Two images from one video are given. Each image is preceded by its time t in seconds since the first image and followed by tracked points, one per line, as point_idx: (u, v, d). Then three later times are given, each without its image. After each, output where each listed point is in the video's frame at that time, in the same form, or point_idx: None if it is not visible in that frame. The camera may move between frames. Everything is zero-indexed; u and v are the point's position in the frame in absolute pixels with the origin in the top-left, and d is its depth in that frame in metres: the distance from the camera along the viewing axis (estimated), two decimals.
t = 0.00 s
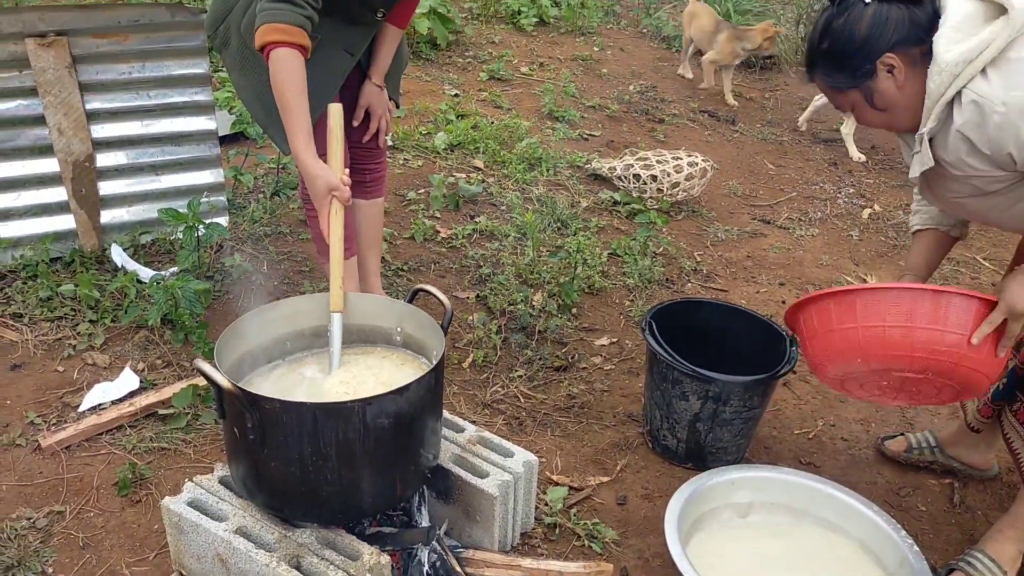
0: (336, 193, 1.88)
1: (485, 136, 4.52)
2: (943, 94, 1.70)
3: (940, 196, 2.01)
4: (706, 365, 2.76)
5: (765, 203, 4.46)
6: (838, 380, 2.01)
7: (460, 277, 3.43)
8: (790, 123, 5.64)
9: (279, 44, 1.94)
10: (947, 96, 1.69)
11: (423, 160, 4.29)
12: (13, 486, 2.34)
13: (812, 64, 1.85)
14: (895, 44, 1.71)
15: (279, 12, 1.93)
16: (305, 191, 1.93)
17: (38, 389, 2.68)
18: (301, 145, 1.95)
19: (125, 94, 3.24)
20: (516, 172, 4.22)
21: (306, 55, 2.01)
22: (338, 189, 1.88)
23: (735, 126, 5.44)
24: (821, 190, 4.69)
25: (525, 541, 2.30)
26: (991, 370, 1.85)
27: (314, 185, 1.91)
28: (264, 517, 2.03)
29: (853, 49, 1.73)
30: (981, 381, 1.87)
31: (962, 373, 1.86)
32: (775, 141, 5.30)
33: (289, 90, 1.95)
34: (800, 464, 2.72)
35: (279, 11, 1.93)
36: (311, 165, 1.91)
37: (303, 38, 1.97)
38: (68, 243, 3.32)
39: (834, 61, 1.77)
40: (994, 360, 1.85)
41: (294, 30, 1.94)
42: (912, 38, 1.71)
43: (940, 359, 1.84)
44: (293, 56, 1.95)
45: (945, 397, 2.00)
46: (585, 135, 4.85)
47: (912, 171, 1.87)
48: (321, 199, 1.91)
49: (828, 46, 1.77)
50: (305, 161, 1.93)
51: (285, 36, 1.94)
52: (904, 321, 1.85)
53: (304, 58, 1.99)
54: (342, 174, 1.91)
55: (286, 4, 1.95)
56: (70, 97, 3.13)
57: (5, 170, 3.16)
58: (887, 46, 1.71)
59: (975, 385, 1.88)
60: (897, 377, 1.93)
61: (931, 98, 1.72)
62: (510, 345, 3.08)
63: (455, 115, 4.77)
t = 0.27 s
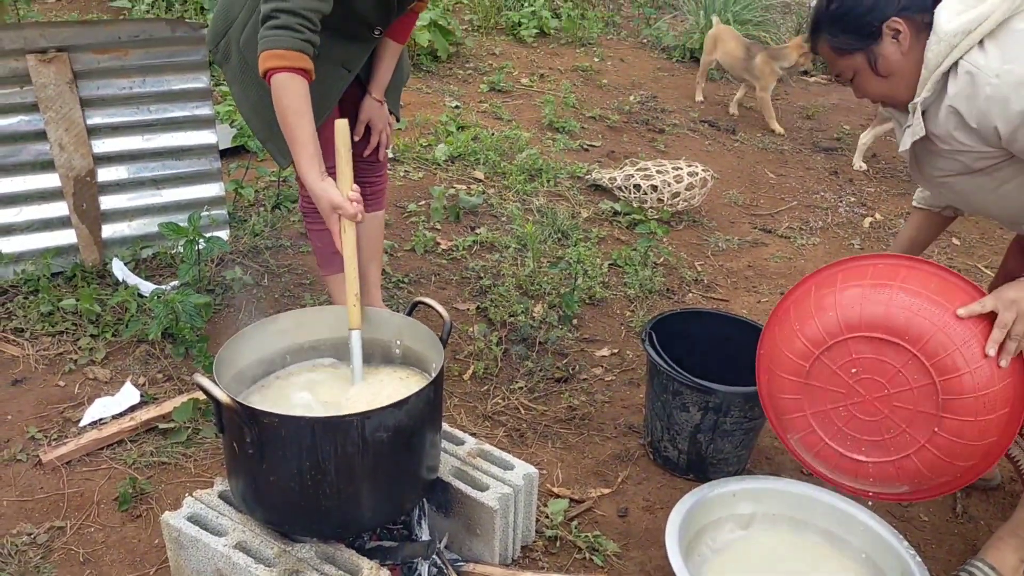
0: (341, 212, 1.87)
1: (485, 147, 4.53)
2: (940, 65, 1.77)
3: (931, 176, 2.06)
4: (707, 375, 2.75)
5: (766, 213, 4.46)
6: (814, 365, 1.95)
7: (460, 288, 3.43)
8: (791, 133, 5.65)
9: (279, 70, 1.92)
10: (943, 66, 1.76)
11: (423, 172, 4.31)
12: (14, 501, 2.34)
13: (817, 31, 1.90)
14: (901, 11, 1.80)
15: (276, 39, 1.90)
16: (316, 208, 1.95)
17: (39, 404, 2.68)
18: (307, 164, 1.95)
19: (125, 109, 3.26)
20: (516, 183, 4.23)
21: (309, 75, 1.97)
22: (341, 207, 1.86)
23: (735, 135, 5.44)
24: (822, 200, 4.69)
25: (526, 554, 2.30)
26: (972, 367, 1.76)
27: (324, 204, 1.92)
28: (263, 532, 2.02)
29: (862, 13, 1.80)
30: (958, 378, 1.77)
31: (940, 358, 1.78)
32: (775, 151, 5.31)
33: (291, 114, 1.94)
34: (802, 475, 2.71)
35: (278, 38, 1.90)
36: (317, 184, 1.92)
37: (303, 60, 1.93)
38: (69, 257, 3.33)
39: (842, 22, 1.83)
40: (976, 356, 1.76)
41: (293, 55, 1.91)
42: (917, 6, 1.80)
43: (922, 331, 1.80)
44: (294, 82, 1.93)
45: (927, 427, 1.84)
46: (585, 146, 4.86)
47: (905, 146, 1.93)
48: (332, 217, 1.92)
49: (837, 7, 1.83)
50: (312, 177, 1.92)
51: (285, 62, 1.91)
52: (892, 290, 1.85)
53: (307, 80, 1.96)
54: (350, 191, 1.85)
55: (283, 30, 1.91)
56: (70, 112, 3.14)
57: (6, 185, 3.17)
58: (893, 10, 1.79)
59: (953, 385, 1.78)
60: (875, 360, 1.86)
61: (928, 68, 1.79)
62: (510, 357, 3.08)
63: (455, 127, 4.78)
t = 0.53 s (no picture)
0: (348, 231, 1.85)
1: (487, 155, 4.52)
2: (958, 72, 1.74)
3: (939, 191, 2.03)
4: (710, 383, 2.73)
5: (769, 219, 4.45)
6: (795, 360, 1.87)
7: (461, 297, 3.42)
8: (794, 138, 5.63)
9: (285, 97, 1.92)
10: (962, 73, 1.73)
11: (425, 180, 4.30)
12: (13, 514, 2.33)
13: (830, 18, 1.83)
14: (922, 7, 1.74)
15: (280, 66, 1.90)
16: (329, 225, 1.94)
17: (39, 416, 2.68)
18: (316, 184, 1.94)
19: (126, 119, 3.26)
20: (518, 191, 4.22)
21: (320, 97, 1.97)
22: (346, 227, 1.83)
23: (738, 141, 5.43)
24: (826, 205, 4.67)
25: (527, 565, 2.28)
26: (945, 361, 1.63)
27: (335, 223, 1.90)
28: (262, 544, 2.01)
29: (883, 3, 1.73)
30: (928, 368, 1.64)
31: (912, 349, 1.66)
32: (778, 156, 5.29)
33: (300, 138, 1.94)
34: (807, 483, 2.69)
35: (284, 66, 1.90)
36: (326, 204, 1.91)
37: (309, 85, 1.92)
38: (70, 268, 3.33)
39: (860, 12, 1.76)
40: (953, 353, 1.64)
41: (295, 81, 1.90)
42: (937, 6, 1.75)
43: (900, 322, 1.71)
44: (301, 106, 1.92)
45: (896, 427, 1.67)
46: (587, 153, 4.85)
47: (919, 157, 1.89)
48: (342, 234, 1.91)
49: None
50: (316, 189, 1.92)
51: (291, 88, 1.91)
52: (886, 292, 1.78)
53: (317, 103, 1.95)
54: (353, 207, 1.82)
55: (288, 57, 1.90)
56: (70, 123, 3.14)
57: (6, 197, 3.18)
58: (914, 6, 1.74)
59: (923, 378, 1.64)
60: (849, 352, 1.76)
61: (945, 73, 1.76)
62: (512, 365, 3.06)
63: (457, 135, 4.77)
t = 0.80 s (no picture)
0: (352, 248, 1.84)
1: (492, 163, 4.52)
2: (981, 116, 1.65)
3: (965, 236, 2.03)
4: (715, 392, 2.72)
5: (776, 225, 4.43)
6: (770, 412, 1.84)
7: (466, 306, 3.42)
8: (801, 144, 5.61)
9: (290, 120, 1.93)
10: (985, 118, 1.65)
11: (430, 189, 4.30)
12: (16, 526, 2.34)
13: (839, 52, 1.73)
14: (940, 51, 1.63)
15: (283, 90, 1.91)
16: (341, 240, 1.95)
17: (44, 428, 2.69)
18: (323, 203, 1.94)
19: (130, 131, 3.28)
20: (523, 199, 4.22)
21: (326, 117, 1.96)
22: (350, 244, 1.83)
23: (744, 147, 5.41)
24: (833, 211, 4.65)
25: None
26: (900, 439, 1.60)
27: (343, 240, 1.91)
28: (264, 557, 2.01)
29: (897, 46, 1.63)
30: (883, 446, 1.61)
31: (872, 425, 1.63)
32: (785, 162, 5.27)
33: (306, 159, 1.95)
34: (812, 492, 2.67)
35: (286, 89, 1.91)
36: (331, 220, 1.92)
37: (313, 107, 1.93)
38: (75, 279, 3.34)
39: (873, 52, 1.65)
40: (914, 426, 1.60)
41: (298, 103, 1.91)
42: (958, 49, 1.64)
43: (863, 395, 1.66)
44: (305, 128, 1.93)
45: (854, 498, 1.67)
46: (593, 160, 4.85)
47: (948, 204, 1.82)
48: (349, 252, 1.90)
49: (871, 32, 1.65)
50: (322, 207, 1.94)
51: (295, 111, 1.92)
52: (853, 349, 1.73)
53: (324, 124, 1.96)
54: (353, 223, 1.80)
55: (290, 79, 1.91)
56: (75, 135, 3.17)
57: (12, 209, 3.20)
58: (931, 50, 1.63)
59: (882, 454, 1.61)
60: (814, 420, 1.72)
61: (968, 118, 1.67)
62: (516, 374, 3.06)
63: (462, 143, 4.78)
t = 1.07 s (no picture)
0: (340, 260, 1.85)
1: (502, 170, 4.52)
2: (1008, 149, 1.62)
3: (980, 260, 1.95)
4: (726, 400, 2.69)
5: (788, 230, 4.40)
6: (819, 494, 1.76)
7: (476, 312, 3.41)
8: (813, 148, 5.58)
9: (283, 133, 1.93)
10: (1013, 151, 1.61)
11: (440, 196, 4.31)
12: (28, 535, 2.35)
13: (852, 79, 1.73)
14: (954, 84, 1.61)
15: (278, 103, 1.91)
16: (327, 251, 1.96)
17: (55, 437, 2.70)
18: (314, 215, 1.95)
19: (141, 141, 3.30)
20: (533, 205, 4.21)
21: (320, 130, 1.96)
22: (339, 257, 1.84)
23: (756, 152, 5.39)
24: (846, 215, 4.61)
25: None
26: (967, 496, 1.54)
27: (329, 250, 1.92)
28: (272, 566, 2.01)
29: (909, 80, 1.63)
30: (950, 507, 1.54)
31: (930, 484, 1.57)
32: (797, 166, 5.24)
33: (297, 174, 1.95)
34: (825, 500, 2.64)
35: (281, 103, 1.91)
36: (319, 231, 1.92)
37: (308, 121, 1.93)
38: (87, 288, 3.36)
39: (883, 83, 1.66)
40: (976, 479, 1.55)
41: (292, 118, 1.91)
42: (973, 82, 1.62)
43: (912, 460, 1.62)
44: (299, 142, 1.93)
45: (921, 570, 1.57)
46: (603, 166, 4.84)
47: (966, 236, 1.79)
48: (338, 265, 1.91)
49: (882, 63, 1.66)
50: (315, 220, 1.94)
51: (288, 125, 1.92)
52: (900, 420, 1.71)
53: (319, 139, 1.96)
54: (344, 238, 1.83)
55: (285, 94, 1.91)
56: (86, 145, 3.19)
57: (24, 219, 3.22)
58: (944, 85, 1.61)
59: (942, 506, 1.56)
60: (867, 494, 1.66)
61: (993, 149, 1.64)
62: (526, 381, 3.04)
63: (473, 150, 4.78)
